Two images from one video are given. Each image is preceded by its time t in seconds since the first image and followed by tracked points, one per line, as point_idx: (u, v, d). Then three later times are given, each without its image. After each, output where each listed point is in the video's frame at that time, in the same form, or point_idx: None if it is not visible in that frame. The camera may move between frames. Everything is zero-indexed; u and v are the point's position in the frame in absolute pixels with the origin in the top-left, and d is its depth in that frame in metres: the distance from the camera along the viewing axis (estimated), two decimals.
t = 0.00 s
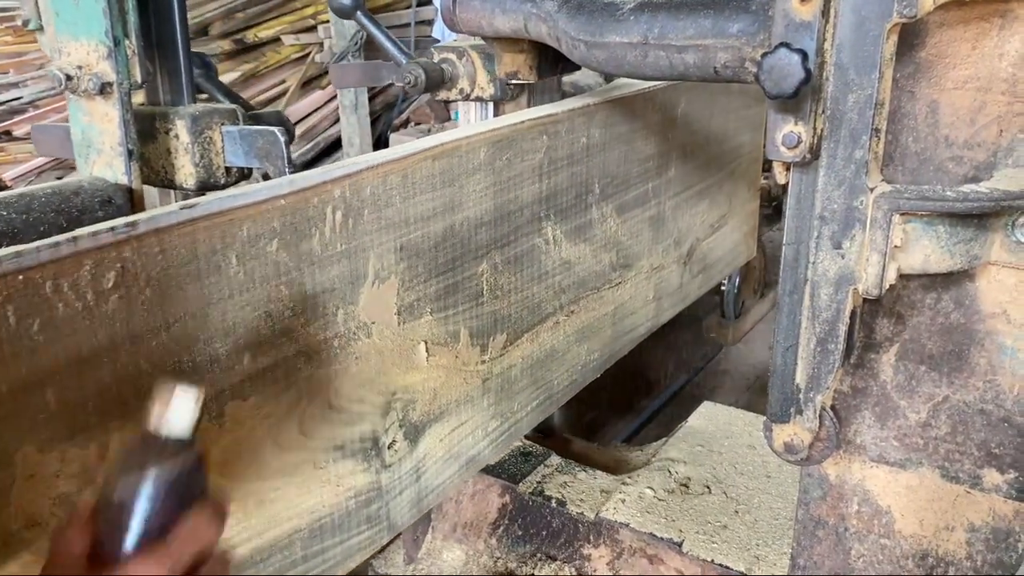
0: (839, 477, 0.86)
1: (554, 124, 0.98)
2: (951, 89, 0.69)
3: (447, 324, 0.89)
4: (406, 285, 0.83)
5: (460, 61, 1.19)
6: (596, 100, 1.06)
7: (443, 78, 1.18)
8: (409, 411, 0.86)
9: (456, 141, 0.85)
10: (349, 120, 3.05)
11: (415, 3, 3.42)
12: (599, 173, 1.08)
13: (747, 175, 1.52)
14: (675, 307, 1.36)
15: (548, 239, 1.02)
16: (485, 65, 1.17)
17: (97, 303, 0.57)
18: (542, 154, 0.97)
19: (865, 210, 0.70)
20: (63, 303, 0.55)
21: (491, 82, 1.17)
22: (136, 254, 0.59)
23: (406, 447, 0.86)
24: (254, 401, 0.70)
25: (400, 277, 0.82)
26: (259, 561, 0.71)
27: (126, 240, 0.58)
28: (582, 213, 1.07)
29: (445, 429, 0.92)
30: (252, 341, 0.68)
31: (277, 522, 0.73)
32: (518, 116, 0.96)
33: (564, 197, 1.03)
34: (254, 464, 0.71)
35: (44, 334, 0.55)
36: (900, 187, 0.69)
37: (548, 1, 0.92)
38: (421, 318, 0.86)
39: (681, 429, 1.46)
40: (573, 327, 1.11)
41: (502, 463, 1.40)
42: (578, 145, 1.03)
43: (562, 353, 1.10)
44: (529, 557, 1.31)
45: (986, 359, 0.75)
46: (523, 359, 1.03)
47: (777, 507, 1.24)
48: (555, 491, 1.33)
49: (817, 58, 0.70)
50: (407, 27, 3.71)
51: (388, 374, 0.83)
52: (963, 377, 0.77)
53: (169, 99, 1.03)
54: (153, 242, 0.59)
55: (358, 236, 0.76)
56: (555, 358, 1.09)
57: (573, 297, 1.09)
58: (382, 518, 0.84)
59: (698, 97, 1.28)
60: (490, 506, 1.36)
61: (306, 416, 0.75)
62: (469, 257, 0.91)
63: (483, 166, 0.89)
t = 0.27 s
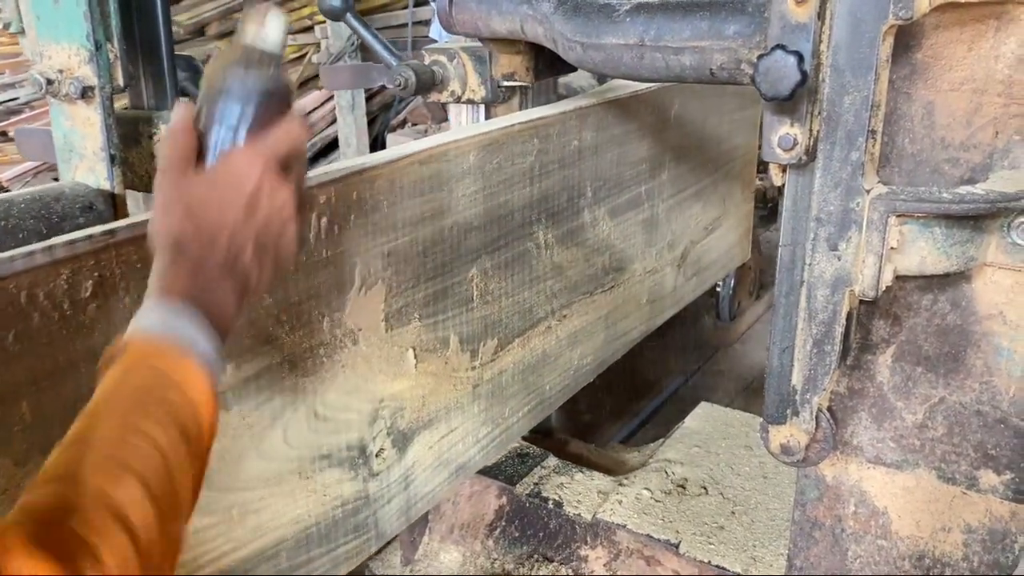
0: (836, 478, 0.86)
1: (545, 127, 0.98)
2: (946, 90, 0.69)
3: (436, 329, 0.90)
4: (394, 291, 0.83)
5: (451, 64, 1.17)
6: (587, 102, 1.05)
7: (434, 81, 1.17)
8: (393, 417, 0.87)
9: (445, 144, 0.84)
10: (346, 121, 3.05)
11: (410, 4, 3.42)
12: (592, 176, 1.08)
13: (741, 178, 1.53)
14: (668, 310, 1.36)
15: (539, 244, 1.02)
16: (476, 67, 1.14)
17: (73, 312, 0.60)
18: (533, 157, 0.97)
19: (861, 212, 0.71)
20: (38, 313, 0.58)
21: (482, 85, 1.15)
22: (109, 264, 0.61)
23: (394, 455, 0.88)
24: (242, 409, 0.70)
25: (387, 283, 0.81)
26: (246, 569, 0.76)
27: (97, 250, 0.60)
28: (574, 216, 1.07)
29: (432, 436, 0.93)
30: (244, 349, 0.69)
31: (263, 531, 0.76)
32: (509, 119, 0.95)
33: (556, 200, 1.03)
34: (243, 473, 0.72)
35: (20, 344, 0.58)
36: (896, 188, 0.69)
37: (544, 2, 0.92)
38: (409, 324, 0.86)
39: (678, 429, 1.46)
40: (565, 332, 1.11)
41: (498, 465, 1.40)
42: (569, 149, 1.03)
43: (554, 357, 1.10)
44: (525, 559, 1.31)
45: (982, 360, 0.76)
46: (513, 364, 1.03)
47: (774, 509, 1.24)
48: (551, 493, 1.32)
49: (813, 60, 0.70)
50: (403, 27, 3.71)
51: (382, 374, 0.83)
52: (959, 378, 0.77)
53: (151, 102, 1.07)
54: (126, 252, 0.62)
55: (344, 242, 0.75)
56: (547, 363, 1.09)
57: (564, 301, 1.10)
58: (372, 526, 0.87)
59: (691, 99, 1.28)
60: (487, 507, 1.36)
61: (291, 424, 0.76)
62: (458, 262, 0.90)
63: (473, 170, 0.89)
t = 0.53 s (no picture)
0: (831, 479, 0.86)
1: (535, 129, 0.98)
2: (941, 91, 0.69)
3: (425, 334, 0.90)
4: (381, 295, 0.82)
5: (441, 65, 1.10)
6: (577, 106, 1.05)
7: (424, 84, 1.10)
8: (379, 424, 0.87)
9: (435, 147, 0.84)
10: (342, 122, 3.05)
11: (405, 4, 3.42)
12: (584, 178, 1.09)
13: (734, 180, 1.53)
14: (660, 311, 1.36)
15: (530, 247, 1.02)
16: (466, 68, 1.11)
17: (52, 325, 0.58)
18: (523, 160, 0.97)
19: (855, 212, 0.71)
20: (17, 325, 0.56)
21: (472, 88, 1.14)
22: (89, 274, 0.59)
23: (382, 461, 0.89)
24: (224, 418, 0.72)
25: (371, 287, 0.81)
26: None
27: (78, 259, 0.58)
28: (565, 220, 1.07)
29: (419, 443, 0.93)
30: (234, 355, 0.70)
31: (246, 540, 0.77)
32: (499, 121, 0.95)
33: (546, 204, 1.03)
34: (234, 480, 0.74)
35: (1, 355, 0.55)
36: (890, 190, 0.69)
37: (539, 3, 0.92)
38: (396, 329, 0.86)
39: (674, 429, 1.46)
40: (555, 337, 1.11)
41: (495, 465, 1.38)
42: (560, 151, 1.03)
43: (545, 363, 1.11)
44: (521, 560, 1.32)
45: (976, 361, 0.75)
46: (504, 368, 1.03)
47: (770, 509, 1.24)
48: (548, 493, 1.31)
49: (807, 61, 0.69)
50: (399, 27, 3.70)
51: (376, 374, 0.85)
52: (954, 379, 0.77)
53: (137, 108, 0.79)
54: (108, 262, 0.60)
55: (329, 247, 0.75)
56: (537, 368, 1.10)
57: (556, 305, 1.10)
58: (358, 535, 0.88)
59: (683, 100, 1.28)
60: (483, 508, 1.36)
61: (275, 430, 0.77)
62: (447, 267, 0.90)
63: (462, 174, 0.88)
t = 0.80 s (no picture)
0: (831, 478, 0.87)
1: (528, 131, 0.97)
2: (940, 91, 0.69)
3: (417, 339, 0.88)
4: (372, 299, 0.81)
5: (434, 65, 1.16)
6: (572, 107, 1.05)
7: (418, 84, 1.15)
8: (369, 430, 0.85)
9: (426, 149, 0.84)
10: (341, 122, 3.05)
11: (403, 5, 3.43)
12: (577, 181, 1.08)
13: (730, 181, 1.53)
14: (657, 314, 1.36)
15: (523, 250, 1.02)
16: (460, 70, 1.16)
17: (31, 328, 0.53)
18: (517, 162, 0.97)
19: (854, 213, 0.71)
20: None
21: (467, 87, 1.17)
22: (73, 276, 0.55)
23: (373, 468, 0.86)
24: (213, 423, 0.69)
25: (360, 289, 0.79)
26: None
27: (61, 261, 0.54)
28: (560, 222, 1.07)
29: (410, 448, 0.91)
30: (221, 361, 0.67)
31: (234, 549, 0.74)
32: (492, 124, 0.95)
33: (540, 206, 1.02)
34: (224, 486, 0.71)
35: None
36: (889, 189, 0.69)
37: (538, 4, 0.92)
38: (388, 334, 0.84)
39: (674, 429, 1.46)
40: (550, 340, 1.11)
41: (494, 466, 1.38)
42: (554, 153, 1.03)
43: (541, 366, 1.10)
44: (521, 560, 1.31)
45: (975, 360, 0.76)
46: (498, 373, 1.02)
47: (769, 509, 1.24)
48: (547, 493, 1.31)
49: (807, 61, 0.69)
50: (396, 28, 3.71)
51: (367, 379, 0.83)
52: (953, 378, 0.77)
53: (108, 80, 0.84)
54: (90, 263, 0.55)
55: (318, 250, 0.73)
56: (532, 372, 1.09)
57: (551, 308, 1.09)
58: (349, 543, 0.85)
59: (679, 102, 1.28)
60: (482, 508, 1.36)
61: (264, 436, 0.74)
62: (440, 270, 0.89)
63: (454, 176, 0.88)
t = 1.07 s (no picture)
0: (830, 478, 0.87)
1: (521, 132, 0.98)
2: (938, 91, 0.69)
3: (408, 343, 0.88)
4: (362, 304, 0.81)
5: (428, 65, 1.18)
6: (566, 108, 1.05)
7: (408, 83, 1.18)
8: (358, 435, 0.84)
9: (416, 150, 0.84)
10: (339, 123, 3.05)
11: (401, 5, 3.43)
12: (572, 183, 1.08)
13: (726, 182, 1.53)
14: (651, 317, 1.35)
15: (516, 253, 1.01)
16: (453, 70, 1.18)
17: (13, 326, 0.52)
18: (509, 164, 0.97)
19: (854, 212, 0.71)
20: None
21: (460, 89, 1.19)
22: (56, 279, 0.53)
23: (364, 472, 0.86)
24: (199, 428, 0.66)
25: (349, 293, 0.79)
26: None
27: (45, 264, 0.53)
28: (553, 224, 1.07)
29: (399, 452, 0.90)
30: (208, 368, 0.66)
31: (225, 555, 0.73)
32: (486, 125, 0.95)
33: (534, 207, 1.02)
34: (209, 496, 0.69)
35: None
36: (889, 188, 0.69)
37: (537, 3, 0.92)
38: (379, 339, 0.84)
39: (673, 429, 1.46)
40: (544, 343, 1.10)
41: (493, 465, 1.39)
42: (547, 154, 1.03)
43: (534, 369, 1.10)
44: (520, 559, 1.31)
45: (974, 360, 0.76)
46: (491, 376, 1.02)
47: (769, 508, 1.24)
48: (546, 493, 1.32)
49: (806, 60, 0.70)
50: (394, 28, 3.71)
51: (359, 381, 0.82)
52: (952, 377, 0.77)
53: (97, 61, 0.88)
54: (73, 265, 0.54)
55: (307, 254, 0.73)
56: (526, 375, 1.09)
57: (544, 311, 1.09)
58: (337, 549, 0.84)
59: (673, 103, 1.28)
60: (481, 508, 1.36)
61: (253, 442, 0.72)
62: (431, 272, 0.89)
63: (446, 177, 0.88)
